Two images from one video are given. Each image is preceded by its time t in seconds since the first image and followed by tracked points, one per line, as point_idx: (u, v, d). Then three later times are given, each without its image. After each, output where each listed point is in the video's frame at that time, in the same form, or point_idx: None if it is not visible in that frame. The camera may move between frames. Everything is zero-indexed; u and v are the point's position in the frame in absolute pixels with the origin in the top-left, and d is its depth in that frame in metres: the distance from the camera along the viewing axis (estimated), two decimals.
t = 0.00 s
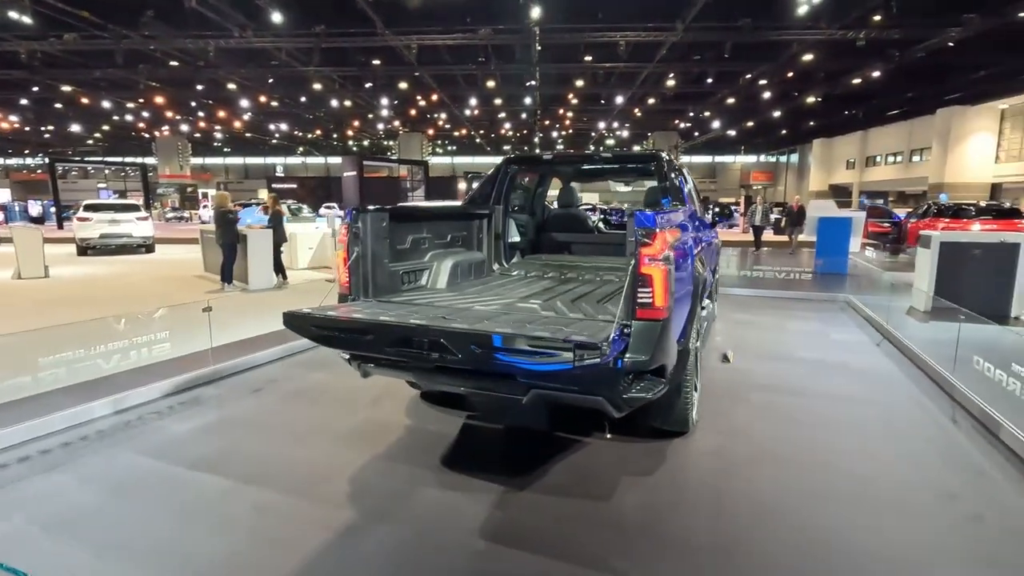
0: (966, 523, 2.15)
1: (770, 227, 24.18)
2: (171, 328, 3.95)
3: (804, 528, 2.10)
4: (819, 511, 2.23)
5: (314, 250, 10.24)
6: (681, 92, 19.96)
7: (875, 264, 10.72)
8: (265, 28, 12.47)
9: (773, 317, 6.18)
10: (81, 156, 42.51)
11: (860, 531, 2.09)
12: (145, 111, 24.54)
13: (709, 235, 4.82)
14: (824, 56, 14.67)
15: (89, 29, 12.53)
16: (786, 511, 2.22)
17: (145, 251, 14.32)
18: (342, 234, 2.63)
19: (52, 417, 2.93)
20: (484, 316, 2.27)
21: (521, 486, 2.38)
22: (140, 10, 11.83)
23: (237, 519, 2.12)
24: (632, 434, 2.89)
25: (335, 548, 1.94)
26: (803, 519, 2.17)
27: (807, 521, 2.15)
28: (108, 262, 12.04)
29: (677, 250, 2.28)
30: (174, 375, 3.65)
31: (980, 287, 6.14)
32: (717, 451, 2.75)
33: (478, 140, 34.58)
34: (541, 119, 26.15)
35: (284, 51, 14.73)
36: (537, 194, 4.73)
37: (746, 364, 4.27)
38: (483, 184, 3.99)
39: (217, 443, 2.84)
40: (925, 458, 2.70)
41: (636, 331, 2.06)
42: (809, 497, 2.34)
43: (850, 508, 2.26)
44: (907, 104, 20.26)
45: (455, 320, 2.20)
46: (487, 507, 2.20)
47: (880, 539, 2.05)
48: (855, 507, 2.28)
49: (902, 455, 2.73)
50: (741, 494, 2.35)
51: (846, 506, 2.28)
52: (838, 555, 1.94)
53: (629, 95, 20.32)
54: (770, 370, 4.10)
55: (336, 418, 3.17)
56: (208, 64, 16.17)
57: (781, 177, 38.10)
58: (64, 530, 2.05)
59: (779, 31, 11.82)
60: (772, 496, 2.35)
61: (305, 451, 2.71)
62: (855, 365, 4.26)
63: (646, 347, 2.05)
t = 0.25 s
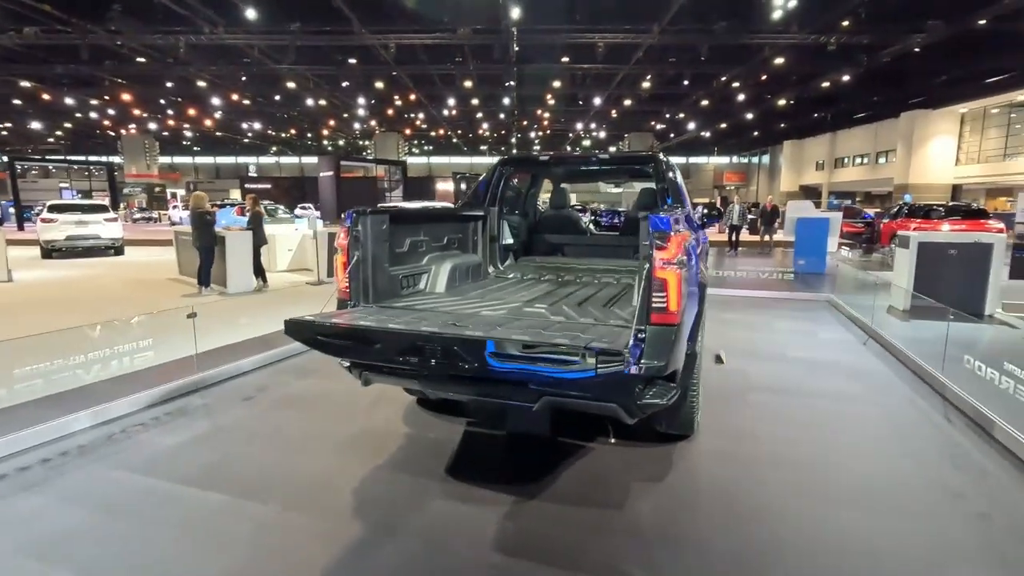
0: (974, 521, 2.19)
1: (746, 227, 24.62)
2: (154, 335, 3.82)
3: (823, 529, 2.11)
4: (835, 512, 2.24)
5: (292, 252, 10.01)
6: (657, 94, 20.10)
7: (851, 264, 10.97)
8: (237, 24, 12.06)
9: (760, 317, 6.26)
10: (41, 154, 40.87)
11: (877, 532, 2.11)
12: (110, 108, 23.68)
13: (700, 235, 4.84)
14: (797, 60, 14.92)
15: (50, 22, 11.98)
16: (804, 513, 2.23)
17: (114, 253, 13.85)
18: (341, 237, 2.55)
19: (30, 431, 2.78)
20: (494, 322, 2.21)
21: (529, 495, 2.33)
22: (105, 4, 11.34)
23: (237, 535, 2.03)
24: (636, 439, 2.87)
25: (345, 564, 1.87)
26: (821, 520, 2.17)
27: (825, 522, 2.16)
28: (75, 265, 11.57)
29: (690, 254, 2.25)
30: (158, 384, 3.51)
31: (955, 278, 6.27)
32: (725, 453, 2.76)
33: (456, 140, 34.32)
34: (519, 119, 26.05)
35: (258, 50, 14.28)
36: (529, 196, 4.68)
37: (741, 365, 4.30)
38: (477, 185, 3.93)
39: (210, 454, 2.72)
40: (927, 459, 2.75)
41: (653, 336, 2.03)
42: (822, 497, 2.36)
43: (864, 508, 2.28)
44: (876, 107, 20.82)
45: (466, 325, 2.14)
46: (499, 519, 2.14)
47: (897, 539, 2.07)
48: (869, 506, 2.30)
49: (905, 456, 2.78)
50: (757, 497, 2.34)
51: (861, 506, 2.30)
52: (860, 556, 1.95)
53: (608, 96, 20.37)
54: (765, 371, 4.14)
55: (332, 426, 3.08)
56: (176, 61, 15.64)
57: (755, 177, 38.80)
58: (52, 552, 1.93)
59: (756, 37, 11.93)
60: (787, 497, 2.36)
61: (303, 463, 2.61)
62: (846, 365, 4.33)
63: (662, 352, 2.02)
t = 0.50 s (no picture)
0: (976, 522, 2.21)
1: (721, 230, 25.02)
2: (131, 346, 3.62)
3: (830, 535, 2.10)
4: (841, 516, 2.25)
5: (270, 257, 9.76)
6: (634, 99, 20.27)
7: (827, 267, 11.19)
8: (208, 24, 11.67)
9: (746, 319, 6.34)
10: None
11: (886, 537, 2.11)
12: (74, 108, 22.83)
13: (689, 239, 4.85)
14: (771, 66, 15.13)
15: (9, 18, 11.44)
16: (810, 519, 2.21)
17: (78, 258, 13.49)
18: (336, 243, 2.47)
19: None
20: (500, 329, 2.15)
21: (535, 507, 2.26)
22: None
23: (230, 558, 1.92)
24: (637, 447, 2.83)
25: None
26: (827, 526, 2.17)
27: (833, 529, 2.15)
28: (38, 271, 11.09)
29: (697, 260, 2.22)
30: (136, 398, 3.34)
31: (931, 280, 6.46)
32: (727, 458, 2.74)
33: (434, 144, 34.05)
34: (497, 122, 25.95)
35: (229, 50, 13.84)
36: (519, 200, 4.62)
37: (732, 368, 4.32)
38: (470, 190, 3.86)
39: (196, 470, 2.59)
40: (922, 460, 2.78)
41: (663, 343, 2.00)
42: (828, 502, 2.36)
43: (868, 512, 2.29)
44: (844, 114, 21.39)
45: (471, 334, 2.07)
46: (505, 533, 2.08)
47: (907, 544, 2.07)
48: (875, 511, 2.30)
49: (900, 457, 2.81)
50: (763, 503, 2.33)
51: (864, 510, 2.31)
52: (871, 562, 1.94)
53: (586, 101, 20.42)
54: (756, 375, 4.16)
55: (322, 438, 2.97)
56: (143, 60, 15.13)
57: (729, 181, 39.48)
58: None
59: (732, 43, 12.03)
60: (793, 503, 2.35)
61: (295, 478, 2.51)
62: (833, 367, 4.39)
63: (672, 360, 1.97)
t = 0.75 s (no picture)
0: (992, 526, 2.18)
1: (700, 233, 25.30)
2: (104, 356, 3.47)
3: (850, 546, 2.03)
4: (857, 526, 2.18)
5: (247, 261, 9.48)
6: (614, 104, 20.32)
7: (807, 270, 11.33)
8: (179, 23, 11.21)
9: (733, 321, 6.34)
10: None
11: (907, 547, 2.04)
12: (37, 108, 21.93)
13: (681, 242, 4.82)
14: (747, 72, 15.29)
15: None
16: (827, 529, 2.14)
17: (45, 263, 12.85)
18: (329, 245, 2.35)
19: None
20: (506, 334, 2.05)
21: (544, 522, 2.15)
22: None
23: None
24: (642, 454, 2.75)
25: None
26: (846, 537, 2.10)
27: (851, 539, 2.08)
28: None
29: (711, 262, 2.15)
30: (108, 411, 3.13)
31: (914, 282, 6.54)
32: (734, 466, 2.67)
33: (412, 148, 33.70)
34: (477, 126, 25.73)
35: (201, 50, 13.43)
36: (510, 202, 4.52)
37: (727, 371, 4.28)
38: (462, 192, 3.76)
39: (175, 491, 2.41)
40: (928, 461, 2.76)
41: (679, 348, 1.92)
42: (842, 511, 2.29)
43: (882, 520, 2.23)
44: (816, 120, 21.84)
45: (477, 341, 1.96)
46: (515, 551, 1.97)
47: (928, 554, 2.01)
48: (891, 518, 2.25)
49: (906, 459, 2.78)
50: (776, 513, 2.25)
51: (879, 519, 2.25)
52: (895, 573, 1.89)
53: (567, 105, 20.39)
54: (752, 378, 4.12)
55: (312, 452, 2.81)
56: (111, 59, 14.61)
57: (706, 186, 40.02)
58: None
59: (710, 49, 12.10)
60: (807, 512, 2.28)
61: (284, 497, 2.35)
62: (826, 368, 4.38)
63: (688, 366, 1.90)
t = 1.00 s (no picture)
0: (1009, 542, 2.17)
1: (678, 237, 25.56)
2: (72, 372, 3.22)
3: (870, 566, 1.98)
4: (874, 545, 2.13)
5: (222, 267, 9.19)
6: (591, 108, 20.33)
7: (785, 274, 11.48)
8: (147, 22, 10.73)
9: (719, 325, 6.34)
10: None
11: (927, 567, 2.00)
12: None
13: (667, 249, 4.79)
14: (723, 78, 15.39)
15: None
16: (844, 548, 2.09)
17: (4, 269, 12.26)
18: (319, 255, 2.23)
19: None
20: (511, 348, 1.95)
21: (552, 545, 2.05)
22: None
23: None
24: (645, 468, 2.67)
25: None
26: (864, 557, 2.04)
27: (873, 557, 2.04)
28: None
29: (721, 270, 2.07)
30: (74, 433, 2.93)
31: (894, 285, 6.65)
32: (740, 482, 2.61)
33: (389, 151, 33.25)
34: (455, 130, 25.47)
35: (171, 50, 13.00)
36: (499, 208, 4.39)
37: (720, 378, 4.24)
38: (452, 197, 3.65)
39: (151, 520, 2.24)
40: (932, 472, 2.76)
41: (693, 362, 1.84)
42: (856, 529, 2.24)
43: (898, 538, 2.19)
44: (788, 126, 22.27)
45: (482, 356, 1.85)
46: None
47: (950, 574, 1.96)
48: (909, 533, 2.22)
49: (910, 471, 2.77)
50: (792, 531, 2.20)
51: (894, 536, 2.20)
52: None
53: (546, 109, 20.30)
54: (745, 384, 4.10)
55: (299, 472, 2.65)
56: (76, 57, 14.02)
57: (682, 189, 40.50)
58: None
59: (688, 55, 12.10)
60: (822, 529, 2.22)
61: (272, 524, 2.19)
62: (815, 373, 4.39)
63: (703, 382, 1.82)
